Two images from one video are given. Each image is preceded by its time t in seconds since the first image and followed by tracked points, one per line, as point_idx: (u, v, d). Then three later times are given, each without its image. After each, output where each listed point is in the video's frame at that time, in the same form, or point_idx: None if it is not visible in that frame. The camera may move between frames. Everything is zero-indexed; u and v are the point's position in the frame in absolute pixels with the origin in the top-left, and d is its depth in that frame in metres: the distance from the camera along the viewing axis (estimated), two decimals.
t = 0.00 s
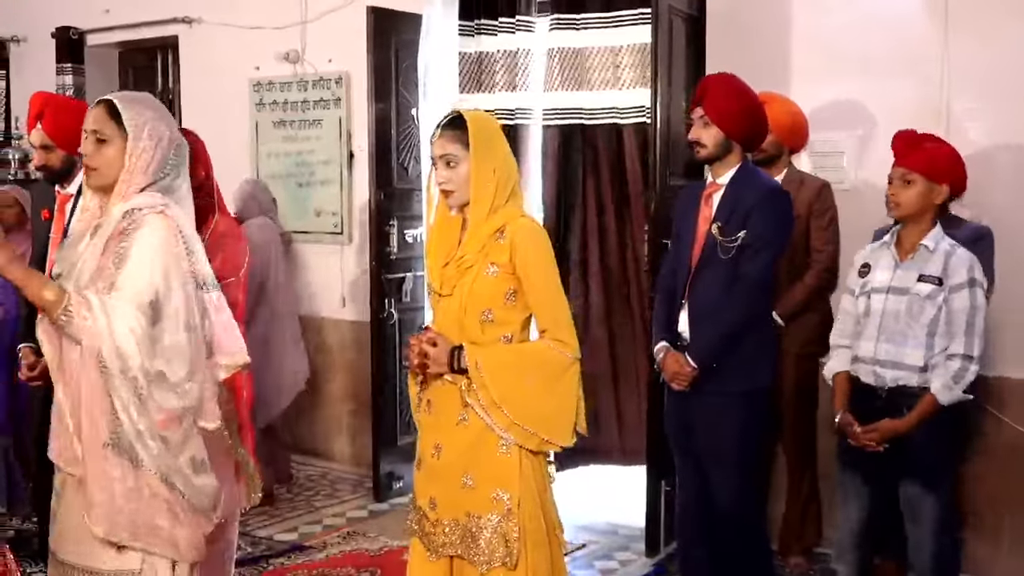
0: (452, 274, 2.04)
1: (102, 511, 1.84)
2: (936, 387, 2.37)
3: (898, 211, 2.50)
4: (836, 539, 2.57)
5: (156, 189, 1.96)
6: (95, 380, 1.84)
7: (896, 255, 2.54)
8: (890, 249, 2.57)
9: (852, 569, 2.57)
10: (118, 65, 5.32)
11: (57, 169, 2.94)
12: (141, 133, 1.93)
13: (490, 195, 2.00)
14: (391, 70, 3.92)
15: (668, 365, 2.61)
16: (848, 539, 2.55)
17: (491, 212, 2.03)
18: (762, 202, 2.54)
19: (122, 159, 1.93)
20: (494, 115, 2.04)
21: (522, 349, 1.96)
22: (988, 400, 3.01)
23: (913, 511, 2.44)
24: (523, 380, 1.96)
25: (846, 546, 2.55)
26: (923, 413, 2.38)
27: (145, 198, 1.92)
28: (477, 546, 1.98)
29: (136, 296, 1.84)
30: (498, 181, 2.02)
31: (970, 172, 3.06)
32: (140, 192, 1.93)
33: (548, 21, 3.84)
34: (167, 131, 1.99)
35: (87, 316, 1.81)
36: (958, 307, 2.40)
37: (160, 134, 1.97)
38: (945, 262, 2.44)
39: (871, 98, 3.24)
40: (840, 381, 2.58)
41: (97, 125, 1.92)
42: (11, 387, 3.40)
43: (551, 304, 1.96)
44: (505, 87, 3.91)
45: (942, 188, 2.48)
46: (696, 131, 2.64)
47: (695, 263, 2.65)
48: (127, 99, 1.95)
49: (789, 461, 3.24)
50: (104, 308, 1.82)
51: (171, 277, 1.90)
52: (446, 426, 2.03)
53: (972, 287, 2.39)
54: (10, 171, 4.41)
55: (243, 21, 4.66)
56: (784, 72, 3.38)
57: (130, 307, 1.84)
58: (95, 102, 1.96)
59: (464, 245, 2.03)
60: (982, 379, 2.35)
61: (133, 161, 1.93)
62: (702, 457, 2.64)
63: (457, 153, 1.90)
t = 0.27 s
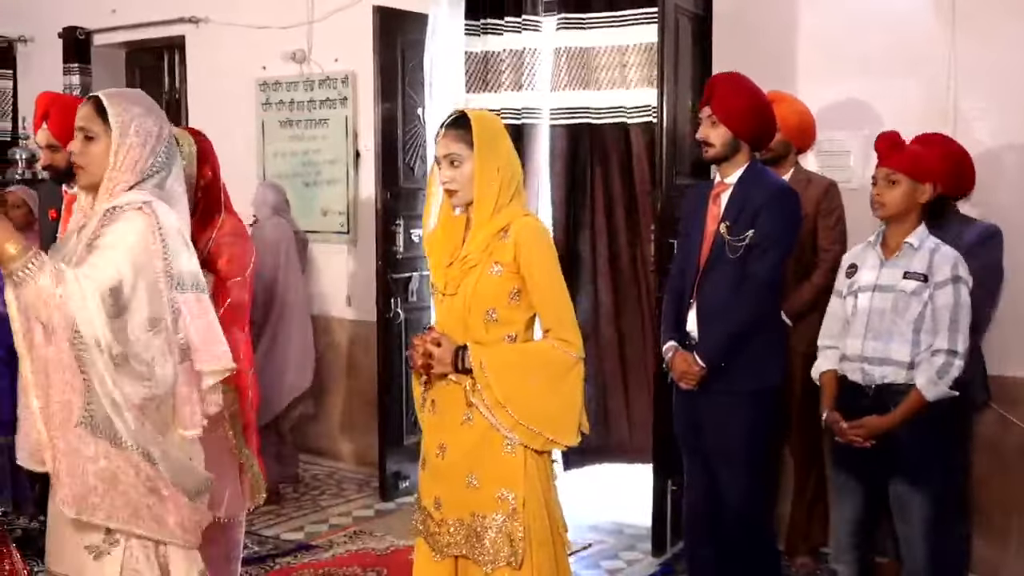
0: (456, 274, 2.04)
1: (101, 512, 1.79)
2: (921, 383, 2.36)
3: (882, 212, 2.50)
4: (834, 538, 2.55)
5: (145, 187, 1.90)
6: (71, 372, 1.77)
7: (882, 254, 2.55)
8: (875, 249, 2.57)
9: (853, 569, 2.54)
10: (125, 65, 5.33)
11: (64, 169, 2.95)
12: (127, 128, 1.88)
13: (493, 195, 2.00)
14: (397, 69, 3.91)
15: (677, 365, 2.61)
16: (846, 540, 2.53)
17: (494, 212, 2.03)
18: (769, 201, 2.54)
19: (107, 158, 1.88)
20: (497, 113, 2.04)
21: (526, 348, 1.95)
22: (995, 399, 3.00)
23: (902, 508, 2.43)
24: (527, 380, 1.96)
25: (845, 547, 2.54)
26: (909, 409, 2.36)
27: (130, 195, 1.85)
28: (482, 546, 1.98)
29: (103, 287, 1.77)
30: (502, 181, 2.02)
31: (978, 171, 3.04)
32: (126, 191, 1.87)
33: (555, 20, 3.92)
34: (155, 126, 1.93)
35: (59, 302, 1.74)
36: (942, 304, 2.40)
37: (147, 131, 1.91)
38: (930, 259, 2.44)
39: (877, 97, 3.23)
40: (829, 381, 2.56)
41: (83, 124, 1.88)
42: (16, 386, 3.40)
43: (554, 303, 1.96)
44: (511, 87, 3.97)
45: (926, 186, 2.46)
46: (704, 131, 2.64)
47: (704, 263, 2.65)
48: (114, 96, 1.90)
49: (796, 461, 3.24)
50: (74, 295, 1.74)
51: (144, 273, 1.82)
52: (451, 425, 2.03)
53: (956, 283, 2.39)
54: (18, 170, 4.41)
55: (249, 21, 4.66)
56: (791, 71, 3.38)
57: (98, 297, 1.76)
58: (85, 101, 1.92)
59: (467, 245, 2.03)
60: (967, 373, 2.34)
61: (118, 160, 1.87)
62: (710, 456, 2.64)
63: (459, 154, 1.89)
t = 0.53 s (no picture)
0: (459, 274, 2.03)
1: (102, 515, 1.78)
2: (910, 382, 2.35)
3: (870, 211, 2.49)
4: (831, 536, 2.56)
5: (139, 185, 1.88)
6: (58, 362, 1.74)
7: (871, 254, 2.54)
8: (864, 250, 2.57)
9: (850, 569, 2.55)
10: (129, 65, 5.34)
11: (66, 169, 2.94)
12: (118, 126, 1.86)
13: (495, 194, 2.00)
14: (401, 69, 3.90)
15: (682, 365, 2.61)
16: (841, 539, 2.54)
17: (496, 212, 2.02)
18: (774, 201, 2.54)
19: (99, 156, 1.86)
20: (499, 113, 2.03)
21: (528, 349, 1.95)
22: (999, 399, 3.00)
23: (894, 508, 2.43)
24: (528, 380, 1.96)
25: (842, 546, 2.55)
26: (898, 408, 2.36)
27: (121, 193, 1.84)
28: (484, 545, 1.98)
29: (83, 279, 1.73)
30: (505, 181, 2.02)
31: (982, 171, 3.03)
32: (120, 188, 1.86)
33: (558, 19, 3.96)
34: (147, 126, 1.91)
35: (31, 286, 1.68)
36: (930, 303, 2.40)
37: (139, 126, 1.89)
38: (919, 258, 2.44)
39: (880, 97, 3.23)
40: (818, 382, 2.55)
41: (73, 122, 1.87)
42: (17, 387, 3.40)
43: (556, 303, 1.96)
44: (516, 87, 4.01)
45: (914, 188, 2.45)
46: (708, 130, 2.64)
47: (709, 262, 2.65)
48: (104, 93, 1.89)
49: (800, 462, 3.24)
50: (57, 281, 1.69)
51: (125, 271, 1.80)
52: (454, 426, 2.03)
53: (944, 282, 2.39)
54: (22, 170, 4.42)
55: (252, 20, 4.66)
56: (795, 71, 3.37)
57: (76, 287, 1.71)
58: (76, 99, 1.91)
59: (470, 245, 2.03)
60: (955, 372, 2.34)
61: (110, 158, 1.85)
62: (714, 456, 2.63)
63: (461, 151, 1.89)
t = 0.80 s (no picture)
0: (460, 273, 2.03)
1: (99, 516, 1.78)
2: (903, 381, 2.35)
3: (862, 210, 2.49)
4: (831, 536, 2.57)
5: (139, 183, 1.88)
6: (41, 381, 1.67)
7: (861, 254, 2.54)
8: (855, 250, 2.56)
9: (850, 569, 2.56)
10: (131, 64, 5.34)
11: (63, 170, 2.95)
12: (117, 124, 1.86)
13: (497, 193, 2.00)
14: (404, 68, 3.90)
15: (686, 364, 2.61)
16: (839, 538, 2.55)
17: (498, 211, 2.02)
18: (777, 201, 2.53)
19: (99, 155, 1.86)
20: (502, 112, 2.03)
21: (529, 348, 1.95)
22: (1003, 398, 2.99)
23: (889, 507, 2.43)
24: (528, 380, 1.95)
25: (841, 544, 2.55)
26: (892, 406, 2.35)
27: (121, 193, 1.83)
28: (486, 545, 1.98)
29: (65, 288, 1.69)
30: (508, 180, 2.02)
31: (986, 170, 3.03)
32: (121, 187, 1.85)
33: (561, 19, 4.00)
34: (147, 122, 1.91)
35: (9, 303, 1.65)
36: (921, 302, 2.40)
37: (138, 126, 1.89)
38: (910, 257, 2.44)
39: (882, 97, 3.23)
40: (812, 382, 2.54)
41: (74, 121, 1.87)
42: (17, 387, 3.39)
43: (557, 303, 1.96)
44: (518, 86, 4.08)
45: (904, 188, 2.48)
46: (711, 129, 2.64)
47: (712, 261, 2.65)
48: (103, 91, 1.89)
49: (802, 462, 3.23)
50: (36, 296, 1.65)
51: (121, 275, 1.78)
52: (456, 425, 2.03)
53: (935, 282, 2.39)
54: (24, 169, 4.42)
55: (255, 19, 4.66)
56: (798, 70, 3.37)
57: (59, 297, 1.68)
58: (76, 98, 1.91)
59: (472, 244, 2.03)
60: (948, 371, 2.34)
61: (111, 157, 1.85)
62: (716, 455, 2.64)
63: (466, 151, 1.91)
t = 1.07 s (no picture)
0: (462, 273, 2.03)
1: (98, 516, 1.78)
2: (899, 381, 2.35)
3: (861, 211, 2.49)
4: (832, 536, 2.56)
5: (140, 183, 1.88)
6: (27, 385, 1.68)
7: (858, 254, 2.53)
8: (852, 250, 2.55)
9: (851, 569, 2.56)
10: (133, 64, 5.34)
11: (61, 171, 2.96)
12: (118, 124, 1.85)
13: (500, 193, 2.00)
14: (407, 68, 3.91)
15: (687, 364, 2.61)
16: (839, 538, 2.55)
17: (501, 210, 2.02)
18: (779, 201, 2.53)
19: (100, 155, 1.86)
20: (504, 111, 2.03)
21: (530, 348, 1.95)
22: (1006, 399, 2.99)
23: (887, 507, 2.43)
24: (530, 380, 1.95)
25: (842, 544, 2.55)
26: (888, 406, 2.36)
27: (121, 193, 1.83)
28: (488, 544, 1.98)
29: (55, 291, 1.69)
30: (510, 179, 2.02)
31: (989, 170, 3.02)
32: (123, 187, 1.85)
33: (563, 18, 4.00)
34: (147, 122, 1.91)
35: None
36: (918, 303, 2.39)
37: (140, 127, 1.88)
38: (907, 258, 2.43)
39: (885, 97, 3.22)
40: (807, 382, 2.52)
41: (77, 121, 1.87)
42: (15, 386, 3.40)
43: (559, 303, 1.95)
44: (521, 86, 4.08)
45: (903, 189, 2.48)
46: (714, 129, 2.64)
47: (714, 260, 2.65)
48: (105, 91, 1.88)
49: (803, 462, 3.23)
50: (14, 297, 1.66)
51: (119, 279, 1.77)
52: (457, 425, 2.02)
53: (931, 283, 2.38)
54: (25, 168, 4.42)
55: (257, 18, 4.66)
56: (800, 69, 3.37)
57: (45, 300, 1.68)
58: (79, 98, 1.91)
59: (474, 244, 2.03)
60: (945, 372, 2.33)
61: (112, 156, 1.85)
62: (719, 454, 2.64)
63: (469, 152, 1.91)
